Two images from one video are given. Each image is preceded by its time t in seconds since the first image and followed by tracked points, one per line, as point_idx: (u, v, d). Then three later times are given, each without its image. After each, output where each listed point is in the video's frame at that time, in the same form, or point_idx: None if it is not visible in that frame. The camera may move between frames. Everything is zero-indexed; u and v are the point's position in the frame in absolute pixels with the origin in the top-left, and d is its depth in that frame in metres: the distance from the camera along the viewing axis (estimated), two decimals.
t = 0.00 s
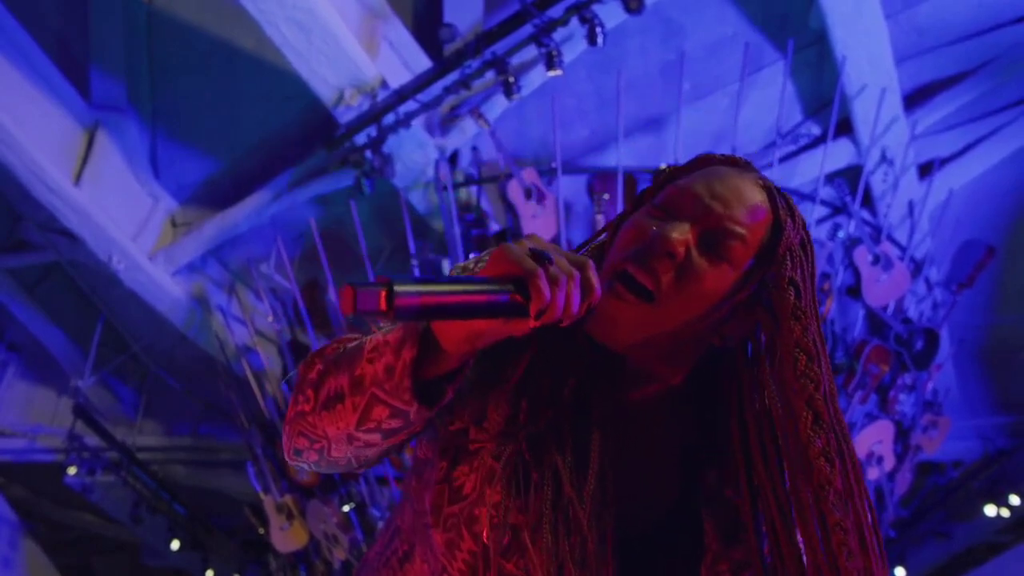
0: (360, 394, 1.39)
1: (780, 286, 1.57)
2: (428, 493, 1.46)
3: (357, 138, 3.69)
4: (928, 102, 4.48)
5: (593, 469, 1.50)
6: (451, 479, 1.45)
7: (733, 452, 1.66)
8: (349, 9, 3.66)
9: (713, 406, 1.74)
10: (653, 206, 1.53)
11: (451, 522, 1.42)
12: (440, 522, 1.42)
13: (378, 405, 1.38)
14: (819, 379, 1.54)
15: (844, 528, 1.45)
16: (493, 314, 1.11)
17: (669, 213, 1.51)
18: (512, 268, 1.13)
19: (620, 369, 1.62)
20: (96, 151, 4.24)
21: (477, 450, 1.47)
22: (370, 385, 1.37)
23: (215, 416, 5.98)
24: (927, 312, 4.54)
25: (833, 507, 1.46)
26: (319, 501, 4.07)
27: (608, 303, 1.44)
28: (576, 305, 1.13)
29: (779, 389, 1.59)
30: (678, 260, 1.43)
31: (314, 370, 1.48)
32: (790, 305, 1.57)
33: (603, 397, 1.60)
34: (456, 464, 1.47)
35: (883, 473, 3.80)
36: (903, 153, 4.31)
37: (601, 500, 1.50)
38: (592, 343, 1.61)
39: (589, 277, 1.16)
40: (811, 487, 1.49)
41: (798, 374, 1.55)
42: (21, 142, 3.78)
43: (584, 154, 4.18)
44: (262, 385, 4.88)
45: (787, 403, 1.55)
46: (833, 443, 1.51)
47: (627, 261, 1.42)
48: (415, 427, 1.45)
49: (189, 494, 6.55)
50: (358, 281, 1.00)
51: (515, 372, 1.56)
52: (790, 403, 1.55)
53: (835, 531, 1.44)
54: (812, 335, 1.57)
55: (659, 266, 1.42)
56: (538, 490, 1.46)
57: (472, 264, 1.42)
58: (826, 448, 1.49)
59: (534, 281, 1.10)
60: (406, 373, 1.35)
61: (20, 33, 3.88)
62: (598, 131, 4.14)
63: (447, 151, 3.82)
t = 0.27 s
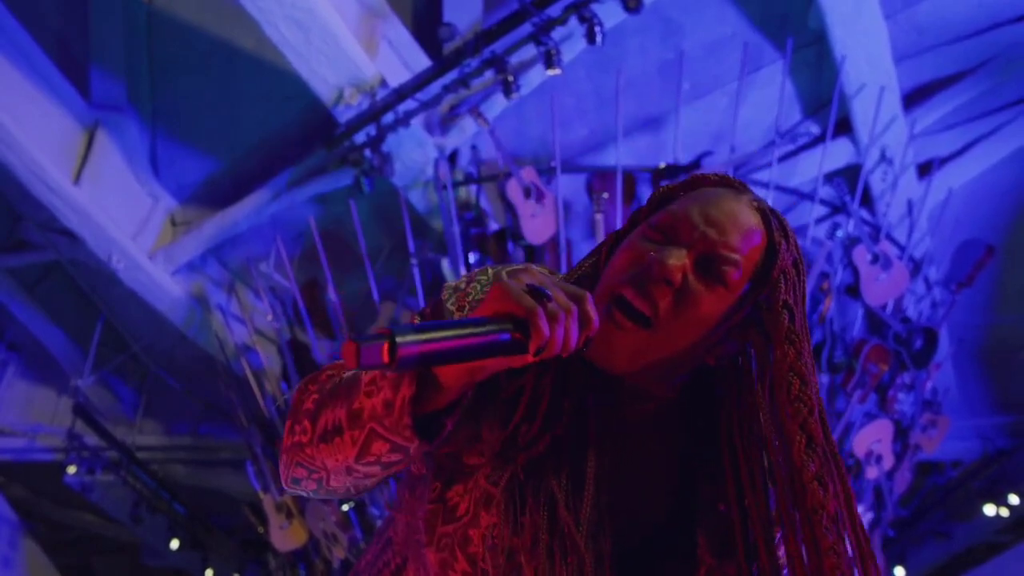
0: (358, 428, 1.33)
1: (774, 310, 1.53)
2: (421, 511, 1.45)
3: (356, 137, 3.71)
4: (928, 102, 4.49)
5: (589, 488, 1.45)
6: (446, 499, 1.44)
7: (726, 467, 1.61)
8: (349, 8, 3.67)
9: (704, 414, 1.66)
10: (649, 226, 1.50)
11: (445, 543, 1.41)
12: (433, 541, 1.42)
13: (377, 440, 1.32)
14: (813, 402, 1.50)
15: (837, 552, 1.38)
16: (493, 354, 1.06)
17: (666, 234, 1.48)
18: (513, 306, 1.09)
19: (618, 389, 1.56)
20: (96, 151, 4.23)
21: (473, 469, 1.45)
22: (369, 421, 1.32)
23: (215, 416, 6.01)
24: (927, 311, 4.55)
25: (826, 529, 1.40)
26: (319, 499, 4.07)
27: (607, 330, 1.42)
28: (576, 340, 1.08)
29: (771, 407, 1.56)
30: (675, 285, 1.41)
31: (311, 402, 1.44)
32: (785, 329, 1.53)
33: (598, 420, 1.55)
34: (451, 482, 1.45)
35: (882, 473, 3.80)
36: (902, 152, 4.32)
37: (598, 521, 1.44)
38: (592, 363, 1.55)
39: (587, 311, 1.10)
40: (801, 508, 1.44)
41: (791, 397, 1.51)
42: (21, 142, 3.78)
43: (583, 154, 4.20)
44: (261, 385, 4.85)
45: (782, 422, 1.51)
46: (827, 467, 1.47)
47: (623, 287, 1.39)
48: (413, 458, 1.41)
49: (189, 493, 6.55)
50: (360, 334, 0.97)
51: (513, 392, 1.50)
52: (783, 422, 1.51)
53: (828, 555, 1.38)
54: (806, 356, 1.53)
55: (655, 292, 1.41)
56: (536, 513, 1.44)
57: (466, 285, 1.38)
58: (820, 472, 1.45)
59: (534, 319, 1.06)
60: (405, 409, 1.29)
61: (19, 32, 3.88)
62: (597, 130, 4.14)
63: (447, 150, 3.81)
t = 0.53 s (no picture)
0: (371, 424, 1.32)
1: (784, 298, 1.59)
2: (429, 502, 1.45)
3: (357, 134, 3.74)
4: (927, 99, 4.49)
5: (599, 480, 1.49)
6: (454, 491, 1.44)
7: (733, 457, 1.62)
8: (350, 6, 3.67)
9: (716, 403, 1.67)
10: (660, 218, 1.52)
11: (452, 532, 1.40)
12: (440, 531, 1.41)
13: (391, 436, 1.31)
14: (814, 393, 1.56)
15: (824, 542, 1.45)
16: (509, 352, 1.06)
17: (678, 227, 1.50)
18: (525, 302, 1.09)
19: (634, 380, 1.56)
20: (97, 148, 4.26)
21: (484, 459, 1.45)
22: (382, 417, 1.31)
23: (215, 414, 6.05)
24: (926, 308, 4.56)
25: (816, 519, 1.46)
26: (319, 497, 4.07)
27: (624, 323, 1.43)
28: (590, 333, 1.10)
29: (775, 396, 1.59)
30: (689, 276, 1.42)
31: (320, 396, 1.42)
32: (793, 317, 1.59)
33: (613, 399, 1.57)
34: (460, 474, 1.46)
35: (881, 470, 3.84)
36: (901, 150, 4.32)
37: (606, 512, 1.48)
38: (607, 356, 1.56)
39: (601, 304, 1.12)
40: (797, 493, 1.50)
41: (795, 386, 1.57)
42: (23, 139, 3.82)
43: (584, 151, 4.20)
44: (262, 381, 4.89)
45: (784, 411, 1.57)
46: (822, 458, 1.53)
47: (638, 279, 1.40)
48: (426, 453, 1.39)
49: (190, 491, 6.57)
50: (379, 335, 0.96)
51: (524, 382, 1.50)
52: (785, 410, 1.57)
53: (815, 546, 1.45)
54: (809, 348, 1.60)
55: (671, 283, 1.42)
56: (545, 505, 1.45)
57: (473, 278, 1.40)
58: (815, 462, 1.51)
59: (549, 314, 1.06)
60: (421, 406, 1.28)
61: (21, 31, 3.87)
62: (597, 128, 4.15)
63: (447, 147, 3.83)
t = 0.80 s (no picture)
0: (418, 416, 1.30)
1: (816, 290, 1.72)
2: (457, 486, 1.48)
3: (362, 130, 3.75)
4: (927, 97, 4.52)
5: (636, 466, 1.50)
6: (485, 476, 1.47)
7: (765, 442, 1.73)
8: (353, 3, 3.68)
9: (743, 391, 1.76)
10: (698, 212, 1.59)
11: (483, 519, 1.42)
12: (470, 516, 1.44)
13: (438, 428, 1.30)
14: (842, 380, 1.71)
15: (854, 517, 1.62)
16: (564, 348, 1.08)
17: (714, 221, 1.58)
18: (573, 296, 1.12)
19: (678, 366, 1.57)
20: (102, 146, 4.29)
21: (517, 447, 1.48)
22: (428, 409, 1.30)
23: (219, 411, 6.08)
24: (926, 305, 4.59)
25: (847, 498, 1.63)
26: (322, 492, 4.11)
27: (665, 315, 1.50)
28: (638, 327, 1.14)
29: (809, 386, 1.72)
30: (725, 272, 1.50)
31: (359, 385, 1.38)
32: (823, 307, 1.73)
33: (640, 389, 1.56)
34: (491, 461, 1.49)
35: (882, 465, 3.87)
36: (901, 148, 4.35)
37: (642, 495, 1.48)
38: (650, 348, 1.57)
39: (646, 299, 1.17)
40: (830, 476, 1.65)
41: (825, 372, 1.72)
42: (28, 136, 3.86)
43: (585, 148, 4.23)
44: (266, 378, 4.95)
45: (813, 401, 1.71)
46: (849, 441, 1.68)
47: (677, 274, 1.48)
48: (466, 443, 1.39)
49: (194, 488, 6.60)
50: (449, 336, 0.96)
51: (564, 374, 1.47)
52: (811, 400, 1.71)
53: (848, 522, 1.61)
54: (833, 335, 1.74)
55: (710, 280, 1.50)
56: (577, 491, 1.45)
57: (503, 265, 1.38)
58: (846, 444, 1.67)
59: (599, 310, 1.10)
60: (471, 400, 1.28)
61: (27, 28, 3.91)
62: (599, 125, 4.18)
63: (450, 144, 3.85)
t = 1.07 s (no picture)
0: (470, 460, 1.13)
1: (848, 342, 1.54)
2: (482, 510, 1.36)
3: (364, 122, 3.78)
4: (928, 88, 4.54)
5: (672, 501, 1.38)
6: (515, 502, 1.36)
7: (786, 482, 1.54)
8: None
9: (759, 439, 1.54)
10: (730, 262, 1.37)
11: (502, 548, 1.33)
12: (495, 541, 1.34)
13: (493, 474, 1.13)
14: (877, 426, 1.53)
15: (908, 561, 1.43)
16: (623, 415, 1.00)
17: (751, 265, 1.37)
18: (637, 353, 1.00)
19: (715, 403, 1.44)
20: (106, 136, 4.31)
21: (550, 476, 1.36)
22: (484, 454, 1.12)
23: (222, 399, 6.11)
24: (925, 296, 4.63)
25: (898, 541, 1.43)
26: (326, 479, 4.11)
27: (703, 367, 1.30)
28: (694, 380, 1.05)
29: (836, 432, 1.53)
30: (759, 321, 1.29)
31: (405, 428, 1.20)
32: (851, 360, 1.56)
33: (674, 427, 1.43)
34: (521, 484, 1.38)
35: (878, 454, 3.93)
36: (902, 139, 4.36)
37: (679, 534, 1.37)
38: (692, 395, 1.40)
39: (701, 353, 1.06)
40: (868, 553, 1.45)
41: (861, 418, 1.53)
42: (33, 127, 3.87)
43: (587, 140, 4.26)
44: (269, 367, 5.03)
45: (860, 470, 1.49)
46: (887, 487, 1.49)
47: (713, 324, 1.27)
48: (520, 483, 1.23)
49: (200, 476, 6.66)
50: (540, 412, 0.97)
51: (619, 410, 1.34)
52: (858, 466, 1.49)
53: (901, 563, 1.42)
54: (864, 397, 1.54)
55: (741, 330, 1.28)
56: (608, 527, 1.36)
57: (539, 300, 1.44)
58: (888, 489, 1.49)
59: (665, 374, 0.99)
60: (533, 450, 1.08)
61: (31, 19, 3.91)
62: (601, 117, 4.19)
63: (453, 135, 3.86)
